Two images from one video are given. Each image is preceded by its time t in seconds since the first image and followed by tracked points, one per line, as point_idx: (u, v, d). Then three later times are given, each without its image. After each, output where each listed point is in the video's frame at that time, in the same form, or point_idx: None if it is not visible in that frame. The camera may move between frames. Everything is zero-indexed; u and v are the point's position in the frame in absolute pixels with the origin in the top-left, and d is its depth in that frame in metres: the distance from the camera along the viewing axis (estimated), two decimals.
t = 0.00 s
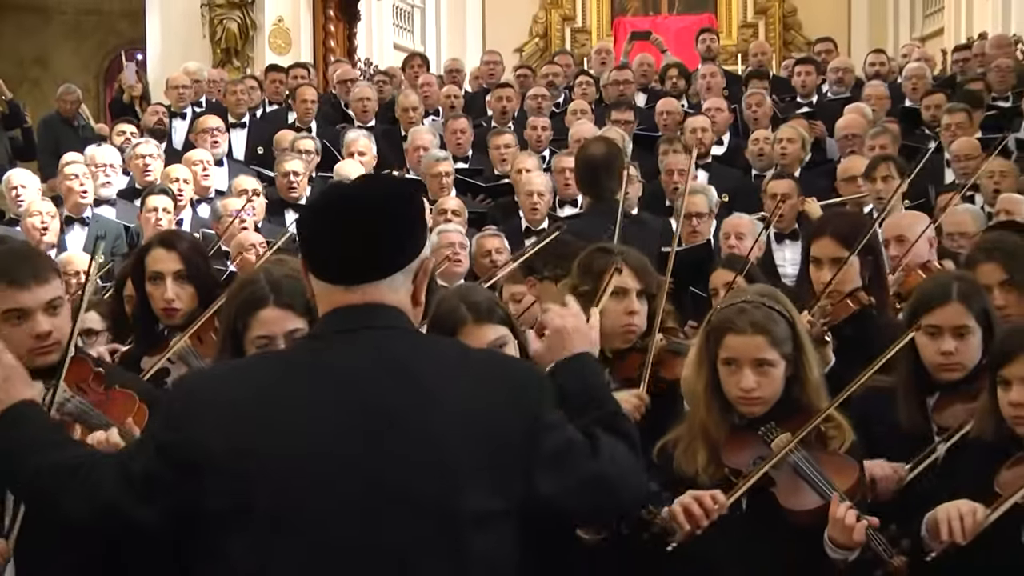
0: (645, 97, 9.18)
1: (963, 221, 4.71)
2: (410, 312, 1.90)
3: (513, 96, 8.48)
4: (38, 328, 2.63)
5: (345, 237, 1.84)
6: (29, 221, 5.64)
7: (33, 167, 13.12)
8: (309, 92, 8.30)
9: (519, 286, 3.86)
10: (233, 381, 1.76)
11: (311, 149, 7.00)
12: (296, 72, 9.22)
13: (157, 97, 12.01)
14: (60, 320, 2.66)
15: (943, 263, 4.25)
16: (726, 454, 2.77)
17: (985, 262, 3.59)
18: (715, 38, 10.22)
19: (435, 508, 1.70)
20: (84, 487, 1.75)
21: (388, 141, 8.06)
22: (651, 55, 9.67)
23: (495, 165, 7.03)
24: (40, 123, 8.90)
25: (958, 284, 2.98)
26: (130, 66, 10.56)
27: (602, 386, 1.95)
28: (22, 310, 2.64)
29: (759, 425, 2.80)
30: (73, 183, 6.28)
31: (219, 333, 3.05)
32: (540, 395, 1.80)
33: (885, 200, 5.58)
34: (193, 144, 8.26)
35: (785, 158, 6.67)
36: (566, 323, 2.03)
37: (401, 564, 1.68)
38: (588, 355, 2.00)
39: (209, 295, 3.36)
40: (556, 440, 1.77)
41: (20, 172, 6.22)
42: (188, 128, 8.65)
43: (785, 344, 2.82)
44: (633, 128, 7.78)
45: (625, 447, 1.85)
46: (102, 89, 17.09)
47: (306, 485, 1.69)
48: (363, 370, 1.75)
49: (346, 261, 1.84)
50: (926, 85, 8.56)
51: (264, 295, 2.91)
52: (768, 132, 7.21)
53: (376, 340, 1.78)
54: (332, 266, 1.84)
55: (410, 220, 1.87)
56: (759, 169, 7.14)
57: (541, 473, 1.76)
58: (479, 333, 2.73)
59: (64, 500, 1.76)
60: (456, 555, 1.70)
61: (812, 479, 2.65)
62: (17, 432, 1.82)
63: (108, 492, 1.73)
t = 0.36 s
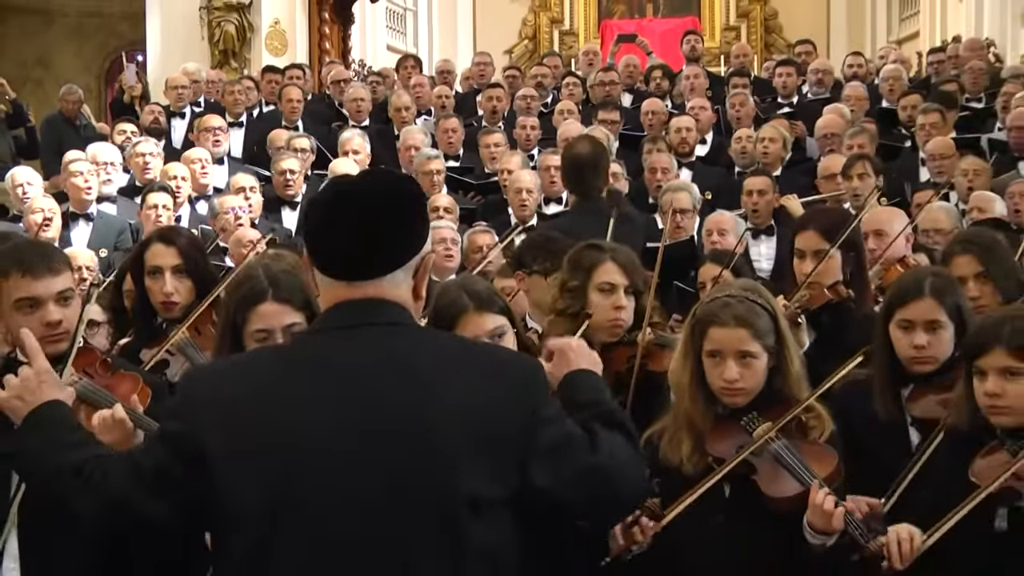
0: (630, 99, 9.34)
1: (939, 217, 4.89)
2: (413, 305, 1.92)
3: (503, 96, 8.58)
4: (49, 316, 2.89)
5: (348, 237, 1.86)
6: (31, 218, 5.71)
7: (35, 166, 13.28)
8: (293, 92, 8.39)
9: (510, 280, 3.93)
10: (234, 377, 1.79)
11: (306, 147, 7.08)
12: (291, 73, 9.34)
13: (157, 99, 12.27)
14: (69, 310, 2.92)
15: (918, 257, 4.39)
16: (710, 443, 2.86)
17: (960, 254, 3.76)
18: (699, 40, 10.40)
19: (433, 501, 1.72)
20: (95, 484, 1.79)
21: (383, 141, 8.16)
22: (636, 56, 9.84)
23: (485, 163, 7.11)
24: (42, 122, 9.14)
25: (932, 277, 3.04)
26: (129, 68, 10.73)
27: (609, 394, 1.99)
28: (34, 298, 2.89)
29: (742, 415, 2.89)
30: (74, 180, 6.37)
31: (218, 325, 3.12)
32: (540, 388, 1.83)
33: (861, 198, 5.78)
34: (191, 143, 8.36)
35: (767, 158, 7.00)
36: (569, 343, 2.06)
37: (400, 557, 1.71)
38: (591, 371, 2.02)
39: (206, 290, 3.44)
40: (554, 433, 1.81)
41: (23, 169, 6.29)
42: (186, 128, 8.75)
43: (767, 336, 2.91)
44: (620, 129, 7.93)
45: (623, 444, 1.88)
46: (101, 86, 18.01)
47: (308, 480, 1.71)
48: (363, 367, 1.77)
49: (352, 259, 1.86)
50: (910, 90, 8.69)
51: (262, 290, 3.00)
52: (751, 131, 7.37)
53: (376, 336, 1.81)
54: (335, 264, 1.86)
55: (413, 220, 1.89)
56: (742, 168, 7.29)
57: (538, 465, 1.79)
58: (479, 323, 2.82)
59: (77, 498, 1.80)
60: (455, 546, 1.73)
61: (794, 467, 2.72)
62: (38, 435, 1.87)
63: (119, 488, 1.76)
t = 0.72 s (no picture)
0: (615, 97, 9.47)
1: (914, 212, 5.12)
2: (418, 298, 2.00)
3: (492, 92, 8.70)
4: (51, 307, 2.97)
5: (352, 232, 1.93)
6: (33, 212, 5.79)
7: (33, 161, 13.41)
8: (287, 94, 8.52)
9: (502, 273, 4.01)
10: (243, 366, 1.90)
11: (301, 143, 7.17)
12: (285, 72, 9.46)
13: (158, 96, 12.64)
14: (73, 302, 2.99)
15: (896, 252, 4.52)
16: (693, 431, 2.97)
17: (937, 246, 3.88)
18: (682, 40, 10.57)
19: (434, 492, 1.81)
20: (113, 470, 1.88)
21: (375, 136, 8.27)
22: (622, 56, 9.98)
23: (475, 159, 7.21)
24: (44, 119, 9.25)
25: (902, 270, 3.17)
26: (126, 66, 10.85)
27: (629, 364, 2.03)
28: (37, 290, 2.97)
29: (725, 404, 2.98)
30: (78, 174, 6.45)
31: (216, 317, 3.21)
32: (541, 374, 1.92)
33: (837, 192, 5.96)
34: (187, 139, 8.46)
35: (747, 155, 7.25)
36: (595, 315, 2.07)
37: (403, 548, 1.80)
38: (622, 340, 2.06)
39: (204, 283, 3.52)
40: (551, 421, 1.90)
41: (25, 165, 6.37)
42: (183, 125, 8.85)
43: (750, 328, 2.99)
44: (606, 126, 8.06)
45: (624, 425, 1.96)
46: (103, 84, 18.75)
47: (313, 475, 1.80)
48: (367, 361, 1.86)
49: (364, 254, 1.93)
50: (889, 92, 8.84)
51: (259, 282, 3.09)
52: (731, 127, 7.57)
53: (380, 330, 1.89)
54: (341, 258, 1.94)
55: (420, 215, 1.96)
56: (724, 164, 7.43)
57: (536, 453, 1.88)
58: (473, 313, 2.98)
59: (96, 481, 1.89)
60: (456, 533, 1.82)
61: (775, 458, 2.83)
62: (71, 415, 1.95)
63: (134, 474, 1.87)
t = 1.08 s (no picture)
0: (601, 94, 9.62)
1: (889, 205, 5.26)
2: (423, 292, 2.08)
3: (481, 91, 8.83)
4: (56, 303, 3.09)
5: (356, 226, 2.01)
6: (34, 206, 5.87)
7: (33, 157, 13.56)
8: (287, 92, 8.56)
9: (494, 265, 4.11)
10: (250, 358, 1.97)
11: (295, 141, 7.26)
12: (279, 70, 9.59)
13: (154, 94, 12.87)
14: (77, 298, 3.11)
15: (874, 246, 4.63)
16: (678, 418, 3.05)
17: (914, 239, 4.00)
18: (665, 40, 10.75)
19: (434, 480, 1.90)
20: (132, 465, 1.90)
21: (367, 132, 8.39)
22: (607, 55, 10.12)
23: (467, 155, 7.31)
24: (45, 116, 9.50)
25: (879, 262, 3.28)
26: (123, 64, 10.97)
27: (599, 370, 2.14)
28: (44, 286, 3.10)
29: (709, 391, 3.07)
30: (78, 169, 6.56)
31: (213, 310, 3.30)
32: (537, 367, 2.00)
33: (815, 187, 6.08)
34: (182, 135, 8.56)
35: (727, 151, 7.38)
36: (561, 321, 2.20)
37: (403, 534, 1.89)
38: (587, 349, 2.18)
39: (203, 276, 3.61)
40: (552, 415, 1.98)
41: (28, 161, 6.46)
42: (180, 122, 8.96)
43: (732, 318, 3.10)
44: (592, 123, 8.18)
45: (617, 422, 2.05)
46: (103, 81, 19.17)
47: (319, 466, 1.89)
48: (373, 354, 1.94)
49: (364, 246, 2.01)
50: (870, 92, 8.98)
51: (257, 273, 3.19)
52: (714, 124, 7.68)
53: (386, 324, 1.97)
54: (347, 254, 2.02)
55: (425, 212, 2.04)
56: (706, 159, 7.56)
57: (536, 445, 1.96)
58: (471, 301, 3.12)
59: (116, 476, 1.92)
60: (453, 520, 1.91)
61: (758, 443, 2.93)
62: (107, 414, 1.98)
63: (153, 466, 1.90)
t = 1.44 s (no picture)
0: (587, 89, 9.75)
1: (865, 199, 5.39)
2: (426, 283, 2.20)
3: (471, 88, 8.97)
4: (59, 288, 3.17)
5: (365, 222, 2.13)
6: (36, 200, 5.96)
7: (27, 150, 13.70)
8: (280, 88, 8.65)
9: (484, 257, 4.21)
10: (259, 346, 2.08)
11: (289, 137, 7.37)
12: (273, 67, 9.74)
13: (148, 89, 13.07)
14: (79, 284, 3.20)
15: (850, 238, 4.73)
16: (664, 406, 3.15)
17: (889, 232, 4.10)
18: (649, 39, 10.94)
19: (432, 465, 2.00)
20: (143, 448, 2.05)
21: (358, 128, 8.52)
22: (592, 53, 10.28)
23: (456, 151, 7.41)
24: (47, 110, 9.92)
25: (852, 254, 3.46)
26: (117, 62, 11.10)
27: (619, 330, 2.23)
28: (48, 271, 3.18)
29: (694, 379, 3.17)
30: (77, 165, 6.74)
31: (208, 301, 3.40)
32: (537, 350, 2.11)
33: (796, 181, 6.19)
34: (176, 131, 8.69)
35: (710, 147, 7.48)
36: (587, 278, 2.28)
37: (402, 517, 2.00)
38: (613, 308, 2.26)
39: (199, 268, 3.70)
40: (549, 396, 2.09)
41: (30, 156, 6.57)
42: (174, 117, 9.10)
43: (717, 308, 3.19)
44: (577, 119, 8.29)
45: (620, 392, 2.16)
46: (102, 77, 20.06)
47: (321, 450, 2.00)
48: (379, 342, 2.05)
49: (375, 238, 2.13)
50: (848, 89, 9.14)
51: (251, 266, 3.29)
52: (697, 121, 7.80)
53: (390, 313, 2.08)
54: (354, 245, 2.14)
55: (430, 208, 2.16)
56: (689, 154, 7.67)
57: (536, 425, 2.08)
58: (456, 292, 3.23)
59: (126, 459, 2.07)
60: (457, 501, 2.01)
61: (746, 429, 3.02)
62: (116, 395, 2.14)
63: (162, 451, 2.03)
